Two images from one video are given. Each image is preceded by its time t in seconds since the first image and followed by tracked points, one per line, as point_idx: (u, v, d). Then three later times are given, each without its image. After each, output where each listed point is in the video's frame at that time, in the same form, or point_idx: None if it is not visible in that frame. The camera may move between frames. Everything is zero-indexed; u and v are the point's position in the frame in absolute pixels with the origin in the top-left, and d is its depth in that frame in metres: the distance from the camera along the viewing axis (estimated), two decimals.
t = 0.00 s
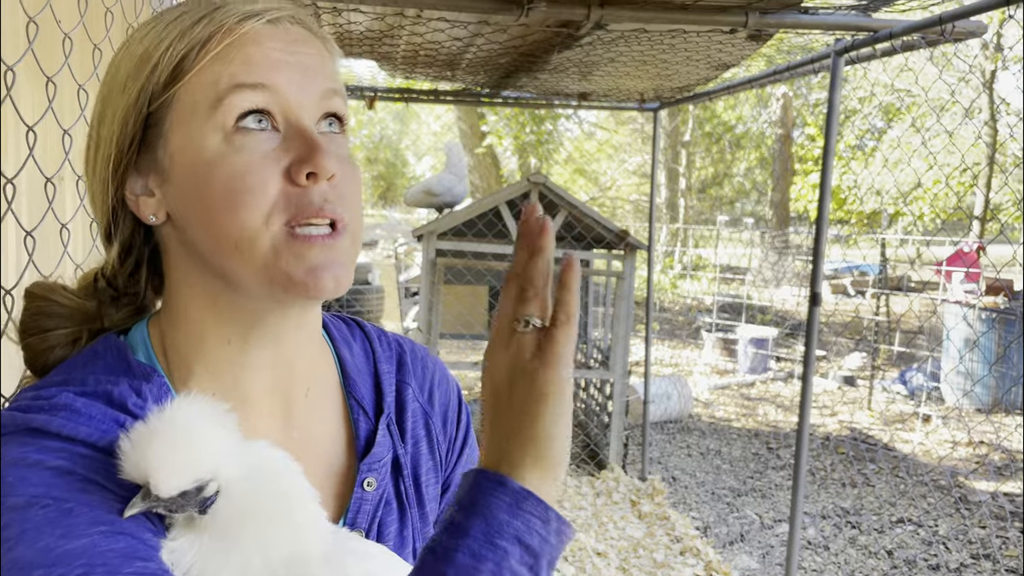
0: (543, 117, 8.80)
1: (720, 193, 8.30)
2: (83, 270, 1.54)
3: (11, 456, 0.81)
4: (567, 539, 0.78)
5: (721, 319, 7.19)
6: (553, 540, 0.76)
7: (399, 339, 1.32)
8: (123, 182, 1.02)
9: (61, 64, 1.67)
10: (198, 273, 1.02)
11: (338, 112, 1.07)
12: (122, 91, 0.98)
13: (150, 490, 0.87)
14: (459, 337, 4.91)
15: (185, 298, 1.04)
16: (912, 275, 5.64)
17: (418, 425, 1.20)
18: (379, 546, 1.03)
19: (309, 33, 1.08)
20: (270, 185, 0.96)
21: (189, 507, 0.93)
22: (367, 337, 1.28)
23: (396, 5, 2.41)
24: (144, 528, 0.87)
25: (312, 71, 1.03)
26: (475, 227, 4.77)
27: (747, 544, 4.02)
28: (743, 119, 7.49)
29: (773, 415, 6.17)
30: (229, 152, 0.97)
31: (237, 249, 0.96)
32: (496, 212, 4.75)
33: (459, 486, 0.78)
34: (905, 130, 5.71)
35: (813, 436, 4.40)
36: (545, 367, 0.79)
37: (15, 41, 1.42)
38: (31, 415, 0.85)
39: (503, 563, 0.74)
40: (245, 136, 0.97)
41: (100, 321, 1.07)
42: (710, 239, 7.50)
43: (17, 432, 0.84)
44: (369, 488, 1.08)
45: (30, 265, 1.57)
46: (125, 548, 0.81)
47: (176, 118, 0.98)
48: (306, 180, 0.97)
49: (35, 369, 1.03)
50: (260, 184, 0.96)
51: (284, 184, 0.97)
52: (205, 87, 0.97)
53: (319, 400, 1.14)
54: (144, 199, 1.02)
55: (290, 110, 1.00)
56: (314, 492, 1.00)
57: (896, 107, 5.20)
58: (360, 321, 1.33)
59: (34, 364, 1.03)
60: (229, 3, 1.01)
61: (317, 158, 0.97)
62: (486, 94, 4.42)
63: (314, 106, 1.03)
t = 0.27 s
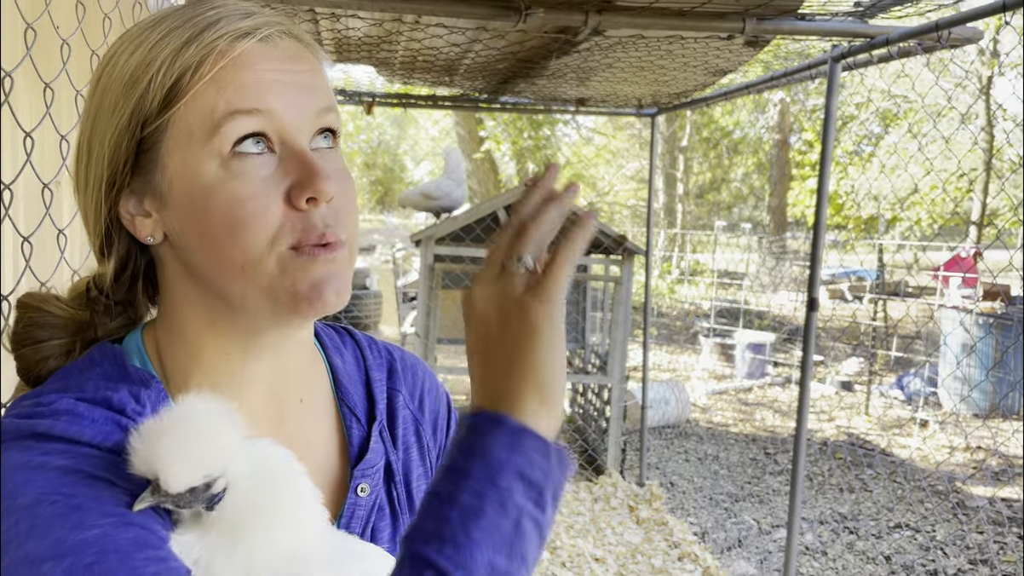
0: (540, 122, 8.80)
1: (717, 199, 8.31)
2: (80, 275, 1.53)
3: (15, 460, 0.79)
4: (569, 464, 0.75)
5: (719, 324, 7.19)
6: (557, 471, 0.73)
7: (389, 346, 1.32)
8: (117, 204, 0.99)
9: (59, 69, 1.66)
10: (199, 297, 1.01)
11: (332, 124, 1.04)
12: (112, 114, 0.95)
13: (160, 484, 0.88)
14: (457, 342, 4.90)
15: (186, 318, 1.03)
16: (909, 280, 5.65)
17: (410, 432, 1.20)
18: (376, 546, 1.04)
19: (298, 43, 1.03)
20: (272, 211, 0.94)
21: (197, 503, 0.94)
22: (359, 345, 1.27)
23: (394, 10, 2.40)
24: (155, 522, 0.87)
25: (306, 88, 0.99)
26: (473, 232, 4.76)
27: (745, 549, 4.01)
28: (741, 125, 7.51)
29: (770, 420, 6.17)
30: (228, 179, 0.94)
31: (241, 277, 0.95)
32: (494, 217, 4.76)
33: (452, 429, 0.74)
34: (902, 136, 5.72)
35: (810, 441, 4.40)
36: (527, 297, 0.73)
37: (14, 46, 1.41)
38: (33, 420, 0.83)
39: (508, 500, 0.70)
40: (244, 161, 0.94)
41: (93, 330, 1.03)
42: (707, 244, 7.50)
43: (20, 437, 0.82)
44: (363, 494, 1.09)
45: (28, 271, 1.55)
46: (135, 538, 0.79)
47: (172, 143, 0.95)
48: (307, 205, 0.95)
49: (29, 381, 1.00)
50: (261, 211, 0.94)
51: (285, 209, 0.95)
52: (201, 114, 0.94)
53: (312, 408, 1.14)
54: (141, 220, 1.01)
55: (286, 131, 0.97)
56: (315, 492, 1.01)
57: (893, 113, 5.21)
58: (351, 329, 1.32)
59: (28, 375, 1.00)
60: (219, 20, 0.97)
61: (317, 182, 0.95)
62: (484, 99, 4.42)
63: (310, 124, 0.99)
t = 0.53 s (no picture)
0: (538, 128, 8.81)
1: (714, 206, 8.33)
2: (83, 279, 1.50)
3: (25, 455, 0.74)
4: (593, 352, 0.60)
5: (717, 331, 7.19)
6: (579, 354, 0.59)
7: (391, 352, 1.31)
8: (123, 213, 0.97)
9: (63, 72, 1.65)
10: (204, 308, 0.99)
11: (339, 132, 1.00)
12: (117, 124, 0.92)
13: (191, 463, 0.85)
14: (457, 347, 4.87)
15: (192, 327, 1.01)
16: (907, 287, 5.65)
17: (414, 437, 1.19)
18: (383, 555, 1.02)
19: (303, 49, 0.98)
20: (278, 225, 0.91)
21: (221, 490, 0.91)
22: (361, 350, 1.26)
23: (395, 15, 2.41)
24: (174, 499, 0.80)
25: (313, 96, 0.95)
26: (473, 237, 4.74)
27: (746, 556, 3.99)
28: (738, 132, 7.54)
29: (769, 426, 6.16)
30: (233, 193, 0.91)
31: (248, 291, 0.92)
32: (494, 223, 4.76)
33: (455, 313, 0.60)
34: (898, 143, 5.74)
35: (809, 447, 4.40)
36: (598, 186, 0.58)
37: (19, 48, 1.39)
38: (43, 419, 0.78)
39: (526, 386, 0.57)
40: (250, 174, 0.91)
41: (97, 335, 1.01)
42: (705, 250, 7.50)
43: (30, 436, 0.77)
44: (370, 498, 1.07)
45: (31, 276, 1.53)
46: (151, 506, 0.72)
47: (177, 155, 0.92)
48: (314, 217, 0.92)
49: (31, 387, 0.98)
50: (267, 225, 0.91)
51: (292, 222, 0.92)
52: (205, 126, 0.91)
53: (316, 414, 1.12)
54: (146, 230, 0.98)
55: (293, 142, 0.93)
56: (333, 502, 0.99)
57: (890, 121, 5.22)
58: (354, 336, 1.32)
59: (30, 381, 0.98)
60: (224, 27, 0.92)
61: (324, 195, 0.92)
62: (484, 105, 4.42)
63: (317, 134, 0.95)
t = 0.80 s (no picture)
0: (537, 137, 8.84)
1: (711, 215, 8.36)
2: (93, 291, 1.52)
3: (45, 465, 0.75)
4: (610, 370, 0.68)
5: (715, 339, 7.21)
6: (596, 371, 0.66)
7: (402, 364, 1.32)
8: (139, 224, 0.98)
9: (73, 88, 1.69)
10: (221, 316, 1.00)
11: (354, 146, 1.02)
12: (136, 136, 0.93)
13: (209, 473, 0.87)
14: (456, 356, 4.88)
15: (209, 336, 1.02)
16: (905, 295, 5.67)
17: (424, 449, 1.20)
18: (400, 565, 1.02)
19: (319, 63, 1.00)
20: (295, 236, 0.93)
21: (238, 499, 0.91)
22: (373, 362, 1.27)
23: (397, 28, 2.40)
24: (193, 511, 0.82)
25: (329, 110, 0.97)
26: (472, 246, 4.74)
27: (746, 565, 3.99)
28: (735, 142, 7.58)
29: (768, 434, 6.17)
30: (252, 205, 0.93)
31: (265, 300, 0.94)
32: (493, 232, 4.76)
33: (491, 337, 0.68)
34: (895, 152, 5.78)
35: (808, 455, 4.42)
36: (598, 211, 0.70)
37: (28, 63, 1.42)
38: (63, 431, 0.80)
39: (555, 396, 0.64)
40: (268, 187, 0.93)
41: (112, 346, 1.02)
42: (702, 259, 7.53)
43: (52, 445, 0.78)
44: (381, 511, 1.08)
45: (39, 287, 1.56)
46: (174, 518, 0.75)
47: (196, 167, 0.94)
48: (330, 229, 0.93)
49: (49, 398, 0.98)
50: (284, 236, 0.93)
51: (308, 233, 0.93)
52: (225, 139, 0.92)
53: (330, 425, 1.13)
54: (163, 241, 0.99)
55: (310, 155, 0.95)
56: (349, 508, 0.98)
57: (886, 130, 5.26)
58: (365, 347, 1.32)
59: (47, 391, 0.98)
60: (243, 42, 0.93)
61: (341, 207, 0.94)
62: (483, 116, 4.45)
63: (333, 147, 0.97)
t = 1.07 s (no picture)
0: (534, 149, 8.87)
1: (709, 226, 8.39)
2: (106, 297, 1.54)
3: (72, 464, 0.77)
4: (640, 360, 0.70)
5: (713, 350, 7.22)
6: (628, 358, 0.68)
7: (413, 370, 1.33)
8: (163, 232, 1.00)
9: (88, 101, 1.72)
10: (242, 324, 1.02)
11: (375, 162, 1.03)
12: (165, 147, 0.95)
13: (232, 471, 0.89)
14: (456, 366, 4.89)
15: (228, 343, 1.03)
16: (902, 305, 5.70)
17: (436, 453, 1.21)
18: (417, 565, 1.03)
19: (346, 81, 1.01)
20: (318, 250, 0.95)
21: (261, 497, 0.93)
22: (385, 368, 1.29)
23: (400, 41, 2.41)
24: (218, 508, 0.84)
25: (355, 128, 0.98)
26: (472, 257, 4.76)
27: None
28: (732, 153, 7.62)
29: (766, 444, 6.18)
30: (277, 220, 0.94)
31: (287, 312, 0.95)
32: (493, 243, 4.76)
33: (521, 326, 0.70)
34: (890, 164, 5.82)
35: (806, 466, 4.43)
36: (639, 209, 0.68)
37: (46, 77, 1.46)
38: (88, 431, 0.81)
39: (584, 385, 0.66)
40: (293, 201, 0.94)
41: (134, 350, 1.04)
42: (700, 270, 7.55)
43: (78, 446, 0.80)
44: (393, 513, 1.10)
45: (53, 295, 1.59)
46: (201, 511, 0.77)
47: (223, 180, 0.95)
48: (352, 244, 0.95)
49: (70, 399, 1.01)
50: (308, 250, 0.94)
51: (330, 248, 0.95)
52: (252, 154, 0.93)
53: (344, 430, 1.15)
54: (186, 249, 1.01)
55: (335, 172, 0.96)
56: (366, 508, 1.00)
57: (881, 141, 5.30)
58: (378, 353, 1.34)
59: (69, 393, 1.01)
60: (272, 59, 0.95)
61: (363, 224, 0.95)
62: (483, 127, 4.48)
63: (357, 163, 0.98)
